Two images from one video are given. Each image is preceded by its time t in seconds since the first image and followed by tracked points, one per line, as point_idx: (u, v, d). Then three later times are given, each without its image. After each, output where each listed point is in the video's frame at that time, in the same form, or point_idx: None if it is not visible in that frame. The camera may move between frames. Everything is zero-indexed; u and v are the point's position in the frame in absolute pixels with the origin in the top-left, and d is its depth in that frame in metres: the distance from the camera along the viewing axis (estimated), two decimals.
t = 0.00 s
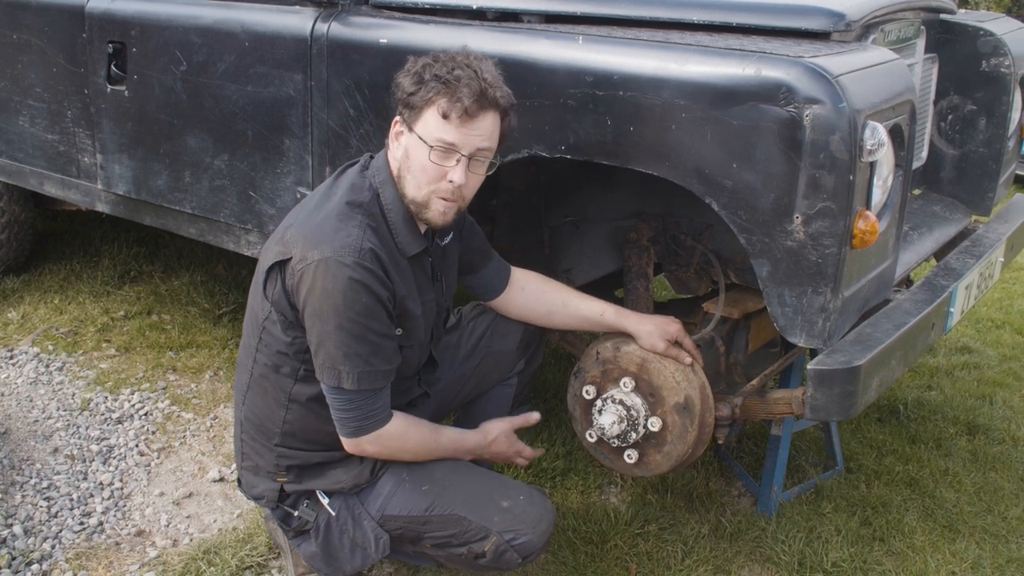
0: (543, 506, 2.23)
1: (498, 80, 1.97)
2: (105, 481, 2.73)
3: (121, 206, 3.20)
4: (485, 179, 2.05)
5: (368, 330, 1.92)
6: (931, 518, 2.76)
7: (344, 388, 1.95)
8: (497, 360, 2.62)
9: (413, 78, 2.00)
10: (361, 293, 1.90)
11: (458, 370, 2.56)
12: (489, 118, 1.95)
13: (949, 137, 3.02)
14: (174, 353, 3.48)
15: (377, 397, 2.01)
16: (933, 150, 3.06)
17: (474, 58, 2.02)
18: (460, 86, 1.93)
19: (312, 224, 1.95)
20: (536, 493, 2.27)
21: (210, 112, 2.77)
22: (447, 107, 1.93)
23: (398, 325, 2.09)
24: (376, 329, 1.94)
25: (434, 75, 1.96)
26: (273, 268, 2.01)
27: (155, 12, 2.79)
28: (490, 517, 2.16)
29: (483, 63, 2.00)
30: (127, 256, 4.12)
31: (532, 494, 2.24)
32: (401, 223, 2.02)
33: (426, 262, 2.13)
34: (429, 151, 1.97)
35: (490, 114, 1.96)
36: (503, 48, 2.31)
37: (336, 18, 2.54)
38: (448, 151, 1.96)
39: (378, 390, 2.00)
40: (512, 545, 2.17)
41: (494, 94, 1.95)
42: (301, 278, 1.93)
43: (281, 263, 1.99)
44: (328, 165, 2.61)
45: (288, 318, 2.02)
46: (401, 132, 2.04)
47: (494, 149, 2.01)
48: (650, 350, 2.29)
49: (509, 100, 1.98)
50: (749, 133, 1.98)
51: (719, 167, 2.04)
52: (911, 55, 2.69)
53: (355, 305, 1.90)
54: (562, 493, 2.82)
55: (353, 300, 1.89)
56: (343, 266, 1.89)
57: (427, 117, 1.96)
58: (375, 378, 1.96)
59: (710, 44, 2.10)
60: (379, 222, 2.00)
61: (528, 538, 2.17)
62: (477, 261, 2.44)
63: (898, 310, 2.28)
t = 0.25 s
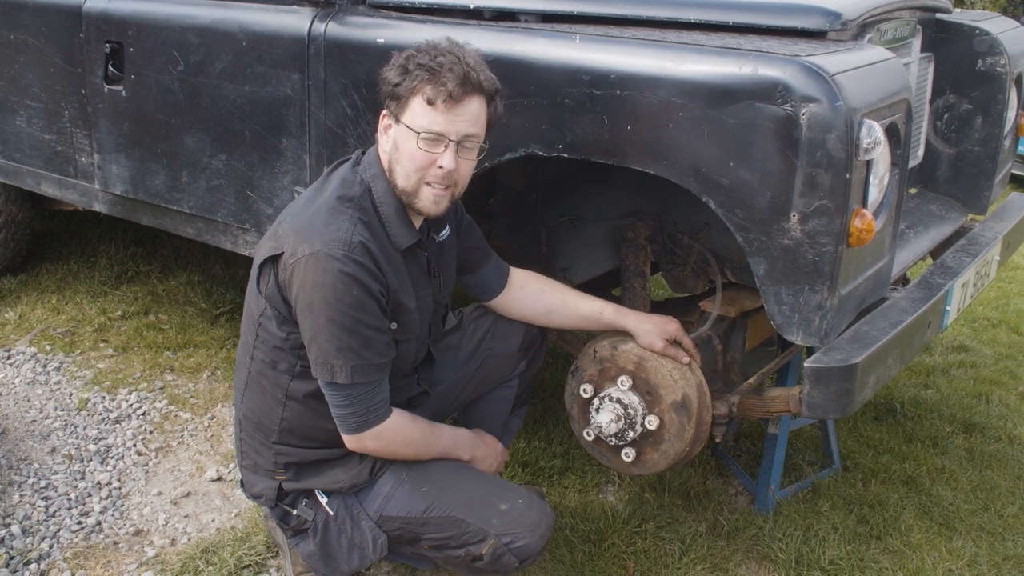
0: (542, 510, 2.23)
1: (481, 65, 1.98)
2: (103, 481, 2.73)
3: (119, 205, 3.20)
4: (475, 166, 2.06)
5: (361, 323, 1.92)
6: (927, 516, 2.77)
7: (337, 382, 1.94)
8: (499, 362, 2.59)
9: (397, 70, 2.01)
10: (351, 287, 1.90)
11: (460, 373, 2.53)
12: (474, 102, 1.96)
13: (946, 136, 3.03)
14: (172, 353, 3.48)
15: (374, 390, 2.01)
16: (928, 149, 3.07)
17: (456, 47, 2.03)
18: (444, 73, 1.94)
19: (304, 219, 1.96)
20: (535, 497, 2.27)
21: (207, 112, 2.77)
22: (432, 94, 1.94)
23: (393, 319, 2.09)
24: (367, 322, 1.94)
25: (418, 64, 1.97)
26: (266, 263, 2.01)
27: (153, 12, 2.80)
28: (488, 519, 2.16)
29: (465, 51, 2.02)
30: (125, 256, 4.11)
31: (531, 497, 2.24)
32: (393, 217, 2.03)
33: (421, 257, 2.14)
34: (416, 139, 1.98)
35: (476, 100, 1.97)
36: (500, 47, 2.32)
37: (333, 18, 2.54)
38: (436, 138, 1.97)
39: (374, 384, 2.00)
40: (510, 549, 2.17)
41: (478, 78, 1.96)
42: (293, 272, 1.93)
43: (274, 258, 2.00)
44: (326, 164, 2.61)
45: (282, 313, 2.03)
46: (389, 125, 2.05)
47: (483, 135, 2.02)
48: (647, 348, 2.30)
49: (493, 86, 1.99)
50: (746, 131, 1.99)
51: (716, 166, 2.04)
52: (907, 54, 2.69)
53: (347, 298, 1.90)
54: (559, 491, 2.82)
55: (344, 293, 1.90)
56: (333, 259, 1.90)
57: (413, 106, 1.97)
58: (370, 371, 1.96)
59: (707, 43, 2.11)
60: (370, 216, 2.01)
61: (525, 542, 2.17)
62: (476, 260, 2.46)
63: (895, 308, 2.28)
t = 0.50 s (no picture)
0: (526, 497, 2.25)
1: (469, 65, 1.98)
2: (97, 481, 2.73)
3: (113, 206, 3.20)
4: (462, 168, 2.04)
5: (349, 323, 1.93)
6: (921, 515, 2.78)
7: (324, 381, 1.95)
8: (490, 361, 2.60)
9: (388, 70, 2.02)
10: (340, 286, 1.91)
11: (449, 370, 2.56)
12: (459, 102, 1.96)
13: (938, 136, 3.04)
14: (166, 354, 3.48)
15: (361, 389, 2.01)
16: (921, 149, 3.08)
17: (448, 48, 2.04)
18: (431, 72, 1.95)
19: (294, 218, 1.96)
20: (519, 484, 2.28)
21: (202, 112, 2.77)
22: (417, 93, 1.95)
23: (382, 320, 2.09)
24: (355, 322, 1.94)
25: (407, 63, 1.98)
26: (256, 261, 2.02)
27: (147, 13, 2.80)
28: (472, 507, 2.17)
29: (456, 52, 2.02)
30: (119, 257, 4.11)
31: (515, 485, 2.26)
32: (383, 217, 2.03)
33: (412, 258, 2.14)
34: (402, 139, 1.98)
35: (462, 99, 1.97)
36: (494, 47, 2.32)
37: (327, 18, 2.55)
38: (420, 137, 1.97)
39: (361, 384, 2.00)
40: (493, 536, 2.18)
41: (464, 78, 1.95)
42: (282, 271, 1.94)
43: (263, 257, 2.00)
44: (319, 165, 2.61)
45: (271, 311, 2.03)
46: (379, 125, 2.05)
47: (469, 135, 2.01)
48: (642, 348, 2.30)
49: (481, 86, 1.99)
50: (738, 131, 1.99)
51: (708, 165, 2.05)
52: (899, 54, 2.70)
53: (335, 298, 1.90)
54: (553, 490, 2.83)
55: (332, 293, 1.90)
56: (322, 258, 1.90)
57: (400, 105, 1.98)
58: (357, 371, 1.97)
59: (700, 43, 2.12)
60: (361, 216, 2.01)
61: (509, 529, 2.19)
62: (470, 262, 2.46)
63: (887, 307, 2.29)
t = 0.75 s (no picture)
0: (511, 492, 2.25)
1: (445, 68, 1.98)
2: (88, 482, 2.72)
3: (104, 206, 3.19)
4: (441, 171, 2.04)
5: (328, 327, 1.93)
6: (911, 513, 2.79)
7: (304, 384, 1.95)
8: (476, 358, 2.62)
9: (365, 74, 2.02)
10: (318, 291, 1.91)
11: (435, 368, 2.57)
12: (434, 105, 1.95)
13: (928, 135, 3.05)
14: (158, 354, 3.47)
15: (341, 392, 2.02)
16: (911, 148, 3.08)
17: (426, 51, 2.03)
18: (405, 76, 1.95)
19: (276, 222, 1.97)
20: (504, 480, 2.28)
21: (191, 112, 2.77)
22: (391, 97, 1.95)
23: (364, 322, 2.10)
24: (334, 327, 1.94)
25: (382, 67, 1.98)
26: (238, 264, 2.03)
27: (137, 13, 2.80)
28: (456, 502, 2.17)
29: (433, 55, 2.02)
30: (111, 257, 4.11)
31: (500, 479, 2.26)
32: (365, 220, 2.04)
33: (395, 260, 2.15)
34: (377, 144, 1.98)
35: (437, 103, 1.96)
36: (482, 47, 2.33)
37: (316, 18, 2.55)
38: (396, 142, 1.97)
39: (341, 387, 2.01)
40: (478, 530, 2.18)
41: (438, 81, 1.95)
42: (263, 274, 1.94)
43: (245, 260, 2.01)
44: (309, 164, 2.61)
45: (252, 313, 2.04)
46: (358, 129, 2.05)
47: (447, 139, 2.00)
48: (630, 346, 2.30)
49: (457, 89, 1.99)
50: (725, 130, 2.00)
51: (695, 164, 2.05)
52: (888, 53, 2.71)
53: (314, 302, 1.91)
54: (543, 490, 2.83)
55: (311, 297, 1.90)
56: (301, 263, 1.90)
57: (375, 110, 1.98)
58: (336, 375, 1.97)
59: (687, 43, 2.12)
60: (342, 220, 2.01)
61: (494, 523, 2.19)
62: (458, 261, 2.46)
63: (875, 306, 2.30)
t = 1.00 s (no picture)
0: (501, 497, 2.26)
1: (422, 65, 1.98)
2: (79, 483, 2.73)
3: (95, 208, 3.20)
4: (425, 167, 2.05)
5: (312, 327, 1.94)
6: (901, 513, 2.79)
7: (291, 385, 1.96)
8: (467, 361, 2.62)
9: (343, 73, 2.02)
10: (302, 291, 1.91)
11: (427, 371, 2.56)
12: (413, 103, 1.96)
13: (917, 135, 3.06)
14: (150, 356, 3.47)
15: (328, 393, 2.02)
16: (900, 148, 3.09)
17: (403, 47, 2.03)
18: (383, 76, 1.95)
19: (259, 223, 1.98)
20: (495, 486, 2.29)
21: (182, 114, 2.77)
22: (370, 97, 1.94)
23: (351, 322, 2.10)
24: (319, 328, 1.95)
25: (359, 67, 1.98)
26: (224, 266, 2.03)
27: (127, 15, 2.80)
28: (446, 507, 2.17)
29: (410, 51, 2.02)
30: (104, 259, 4.11)
31: (490, 485, 2.27)
32: (348, 220, 2.04)
33: (381, 259, 2.15)
34: (359, 144, 1.98)
35: (417, 100, 1.97)
36: (470, 48, 2.33)
37: (306, 20, 2.55)
38: (377, 141, 1.97)
39: (329, 387, 2.01)
40: (468, 535, 2.18)
41: (416, 78, 1.95)
42: (247, 277, 1.95)
43: (230, 262, 2.02)
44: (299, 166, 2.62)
45: (238, 315, 2.05)
46: (338, 128, 2.05)
47: (428, 135, 2.01)
48: (619, 347, 2.31)
49: (435, 84, 1.99)
50: (712, 131, 2.00)
51: (682, 165, 2.06)
52: (877, 54, 2.72)
53: (298, 303, 1.91)
54: (534, 491, 2.83)
55: (295, 298, 1.91)
56: (284, 264, 1.91)
57: (355, 110, 1.98)
58: (323, 375, 1.98)
59: (674, 44, 2.13)
60: (325, 220, 2.02)
61: (484, 529, 2.19)
62: (446, 262, 2.47)
63: (863, 306, 2.30)
